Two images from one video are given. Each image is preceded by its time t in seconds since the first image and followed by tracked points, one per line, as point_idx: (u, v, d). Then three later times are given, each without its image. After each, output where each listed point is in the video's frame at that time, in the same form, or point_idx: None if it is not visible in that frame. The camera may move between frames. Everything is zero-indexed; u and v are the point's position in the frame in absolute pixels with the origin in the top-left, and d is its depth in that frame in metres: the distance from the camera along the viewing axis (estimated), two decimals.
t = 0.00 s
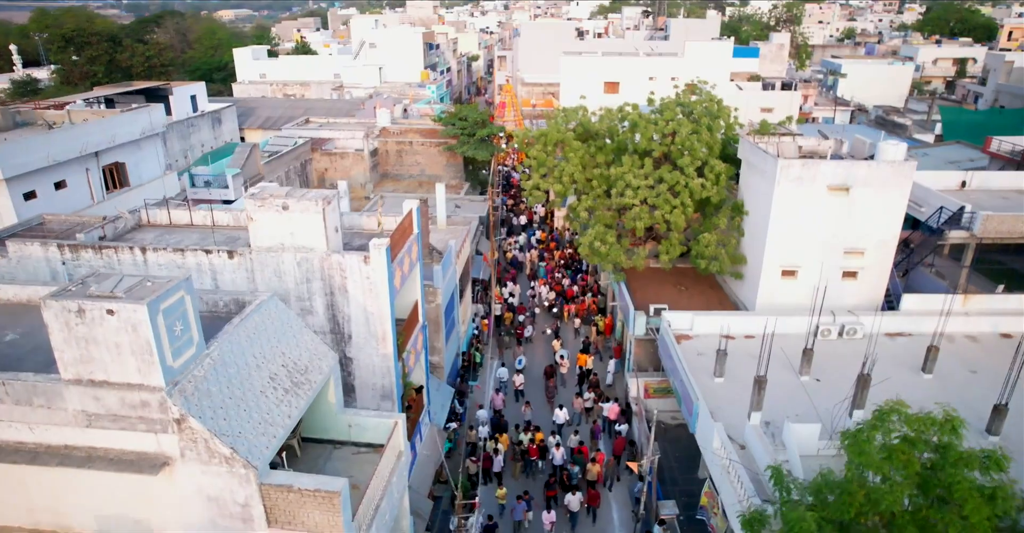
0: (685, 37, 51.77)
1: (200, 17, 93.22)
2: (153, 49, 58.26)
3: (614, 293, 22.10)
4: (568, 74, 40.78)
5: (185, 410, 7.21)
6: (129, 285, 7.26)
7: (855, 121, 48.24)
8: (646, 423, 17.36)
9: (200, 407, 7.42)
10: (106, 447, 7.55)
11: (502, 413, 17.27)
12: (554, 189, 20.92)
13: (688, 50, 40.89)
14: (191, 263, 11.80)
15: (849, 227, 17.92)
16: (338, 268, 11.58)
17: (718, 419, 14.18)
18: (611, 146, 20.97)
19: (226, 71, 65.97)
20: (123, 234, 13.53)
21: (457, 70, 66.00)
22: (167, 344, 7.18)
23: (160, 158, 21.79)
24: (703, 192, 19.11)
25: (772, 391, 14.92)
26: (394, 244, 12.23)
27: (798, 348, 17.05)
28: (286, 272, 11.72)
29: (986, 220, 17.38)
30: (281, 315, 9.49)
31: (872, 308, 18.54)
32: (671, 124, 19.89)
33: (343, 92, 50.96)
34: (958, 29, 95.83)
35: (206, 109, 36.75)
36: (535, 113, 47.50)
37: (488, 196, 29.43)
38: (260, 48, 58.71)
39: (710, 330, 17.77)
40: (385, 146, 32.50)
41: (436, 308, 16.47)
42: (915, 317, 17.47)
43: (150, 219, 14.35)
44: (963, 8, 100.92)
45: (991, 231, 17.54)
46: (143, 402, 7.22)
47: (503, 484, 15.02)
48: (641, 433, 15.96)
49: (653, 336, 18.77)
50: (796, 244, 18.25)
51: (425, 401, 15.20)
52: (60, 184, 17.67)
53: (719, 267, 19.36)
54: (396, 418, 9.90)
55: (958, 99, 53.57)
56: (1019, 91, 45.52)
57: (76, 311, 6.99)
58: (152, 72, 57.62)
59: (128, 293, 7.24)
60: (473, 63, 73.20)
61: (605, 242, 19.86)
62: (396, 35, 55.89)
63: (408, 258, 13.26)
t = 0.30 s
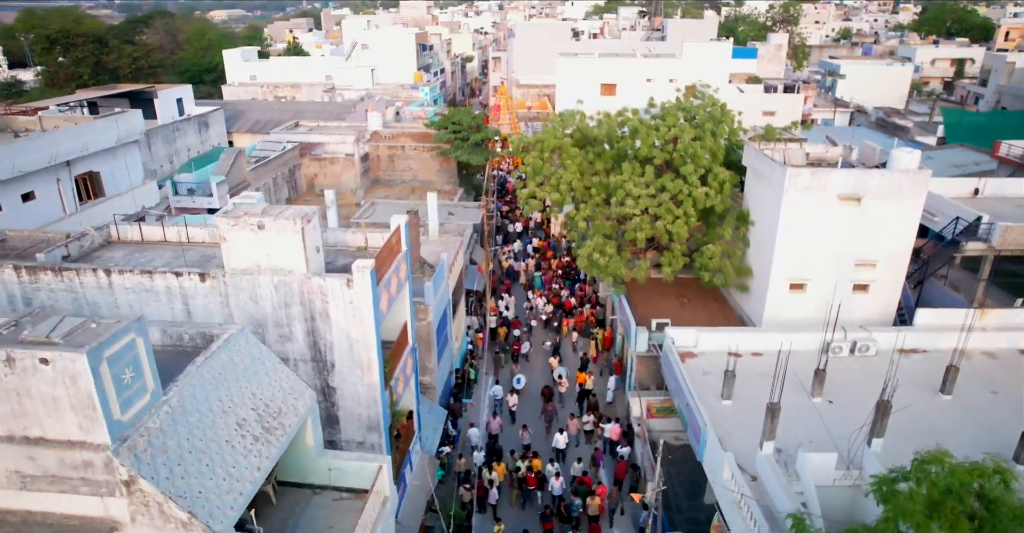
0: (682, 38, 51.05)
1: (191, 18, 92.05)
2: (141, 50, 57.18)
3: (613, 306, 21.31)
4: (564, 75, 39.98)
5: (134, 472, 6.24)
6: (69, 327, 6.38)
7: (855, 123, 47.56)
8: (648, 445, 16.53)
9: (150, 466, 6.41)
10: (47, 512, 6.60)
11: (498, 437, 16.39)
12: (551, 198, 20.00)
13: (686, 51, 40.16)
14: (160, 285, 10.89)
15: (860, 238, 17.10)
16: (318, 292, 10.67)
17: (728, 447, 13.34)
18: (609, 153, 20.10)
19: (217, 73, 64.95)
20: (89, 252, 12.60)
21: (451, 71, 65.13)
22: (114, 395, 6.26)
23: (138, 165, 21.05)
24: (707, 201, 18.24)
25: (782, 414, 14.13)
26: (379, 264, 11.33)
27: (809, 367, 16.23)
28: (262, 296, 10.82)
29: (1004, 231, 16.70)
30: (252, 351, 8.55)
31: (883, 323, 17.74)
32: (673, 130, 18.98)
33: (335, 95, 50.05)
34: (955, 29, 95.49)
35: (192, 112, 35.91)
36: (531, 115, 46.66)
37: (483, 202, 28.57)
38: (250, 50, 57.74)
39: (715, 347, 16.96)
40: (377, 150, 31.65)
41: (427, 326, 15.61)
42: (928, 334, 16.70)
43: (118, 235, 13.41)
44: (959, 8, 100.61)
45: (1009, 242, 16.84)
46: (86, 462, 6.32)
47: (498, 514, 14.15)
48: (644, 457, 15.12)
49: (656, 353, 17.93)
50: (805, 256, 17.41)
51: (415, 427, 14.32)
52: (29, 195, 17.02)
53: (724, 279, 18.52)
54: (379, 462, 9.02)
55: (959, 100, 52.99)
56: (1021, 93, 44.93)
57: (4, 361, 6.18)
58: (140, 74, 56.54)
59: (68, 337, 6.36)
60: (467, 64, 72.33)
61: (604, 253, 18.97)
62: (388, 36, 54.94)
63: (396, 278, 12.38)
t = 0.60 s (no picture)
0: (684, 39, 50.19)
1: (188, 18, 91.11)
2: (135, 51, 56.26)
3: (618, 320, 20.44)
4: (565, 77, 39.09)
5: None
6: (0, 382, 5.53)
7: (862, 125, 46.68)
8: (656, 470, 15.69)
9: None
10: None
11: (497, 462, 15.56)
12: (553, 208, 19.09)
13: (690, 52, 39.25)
14: (130, 311, 10.02)
15: (879, 251, 16.24)
16: (301, 318, 9.80)
17: (744, 479, 12.49)
18: (614, 160, 19.23)
19: (213, 74, 64.03)
20: (58, 272, 11.75)
21: (450, 72, 64.19)
22: (51, 461, 5.41)
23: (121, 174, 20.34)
24: (717, 212, 17.38)
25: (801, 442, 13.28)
26: (368, 288, 10.47)
27: (826, 389, 15.40)
28: (241, 323, 9.95)
29: None
30: (225, 391, 7.69)
31: (903, 339, 16.88)
32: (682, 137, 18.07)
33: (331, 97, 49.14)
34: (959, 29, 94.55)
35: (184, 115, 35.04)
36: (531, 117, 45.80)
37: (482, 209, 27.70)
38: (246, 51, 56.85)
39: (727, 367, 16.12)
40: (373, 155, 30.72)
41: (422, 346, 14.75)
42: (950, 352, 15.84)
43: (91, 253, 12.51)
44: (963, 8, 99.57)
45: None
46: None
47: None
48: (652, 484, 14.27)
49: (664, 372, 17.10)
50: (821, 270, 16.56)
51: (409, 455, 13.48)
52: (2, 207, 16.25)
53: (734, 294, 17.67)
54: (366, 512, 8.14)
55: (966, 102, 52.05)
56: None
57: None
58: (134, 75, 55.63)
59: None
60: (467, 65, 71.43)
61: (609, 265, 18.09)
62: (385, 35, 53.97)
63: (388, 300, 11.53)
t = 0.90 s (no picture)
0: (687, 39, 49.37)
1: (185, 18, 90.22)
2: (129, 51, 55.38)
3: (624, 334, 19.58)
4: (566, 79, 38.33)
5: None
6: None
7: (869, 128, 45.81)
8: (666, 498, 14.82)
9: None
10: None
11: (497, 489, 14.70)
12: (556, 218, 18.20)
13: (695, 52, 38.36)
14: (95, 341, 9.12)
15: (900, 265, 15.37)
16: (282, 349, 8.93)
17: (762, 515, 11.63)
18: (620, 167, 18.35)
19: (209, 74, 63.14)
20: (22, 294, 10.87)
21: (449, 73, 63.34)
22: None
23: (103, 183, 19.61)
24: (729, 223, 16.52)
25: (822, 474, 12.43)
26: (353, 317, 9.59)
27: (847, 412, 14.55)
28: (217, 354, 9.06)
29: None
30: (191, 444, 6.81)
31: (924, 359, 16.03)
32: (692, 142, 17.16)
33: (328, 98, 48.27)
34: (964, 29, 93.63)
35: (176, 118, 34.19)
36: (532, 120, 44.99)
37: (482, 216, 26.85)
38: (242, 51, 56.01)
39: (741, 389, 15.27)
40: (369, 159, 29.84)
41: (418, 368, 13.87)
42: (976, 373, 15.00)
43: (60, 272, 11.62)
44: (967, 8, 98.63)
45: None
46: None
47: None
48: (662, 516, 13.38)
49: (673, 392, 16.24)
50: (840, 284, 15.65)
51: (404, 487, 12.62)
52: None
53: (747, 309, 16.80)
54: None
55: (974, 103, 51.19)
56: None
57: None
58: (128, 76, 54.73)
59: None
60: (466, 65, 70.58)
61: (615, 279, 17.23)
62: (384, 36, 53.01)
63: (379, 327, 10.64)
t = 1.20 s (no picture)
0: (690, 39, 48.59)
1: (182, 17, 89.45)
2: (123, 52, 54.56)
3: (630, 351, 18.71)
4: (567, 81, 37.62)
5: None
6: None
7: (876, 131, 44.94)
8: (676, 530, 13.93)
9: None
10: None
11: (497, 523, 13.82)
12: (559, 229, 17.29)
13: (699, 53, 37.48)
14: (52, 379, 8.25)
15: (923, 281, 14.47)
16: (259, 389, 8.05)
17: None
18: (626, 176, 17.49)
19: (205, 75, 62.31)
20: None
21: (449, 74, 62.52)
22: None
23: (83, 194, 18.88)
24: (742, 236, 15.68)
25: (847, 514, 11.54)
26: (339, 349, 8.71)
27: (869, 440, 13.68)
28: (188, 393, 8.17)
29: None
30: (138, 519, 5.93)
31: (949, 381, 15.16)
32: (703, 151, 16.28)
33: (326, 100, 47.44)
34: (969, 30, 92.67)
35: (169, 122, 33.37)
36: (533, 122, 44.11)
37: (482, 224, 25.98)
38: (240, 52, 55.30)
39: (755, 413, 14.40)
40: (365, 164, 28.96)
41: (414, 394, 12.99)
42: (1007, 398, 14.12)
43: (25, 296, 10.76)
44: (972, 8, 97.61)
45: None
46: None
47: None
48: None
49: (683, 416, 15.38)
50: (860, 302, 14.76)
51: (396, 525, 11.74)
52: None
53: (761, 327, 15.94)
54: None
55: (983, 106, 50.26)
56: None
57: None
58: (122, 77, 53.97)
59: None
60: (466, 66, 69.75)
61: (622, 294, 16.37)
62: (382, 36, 52.11)
63: (368, 358, 9.77)
